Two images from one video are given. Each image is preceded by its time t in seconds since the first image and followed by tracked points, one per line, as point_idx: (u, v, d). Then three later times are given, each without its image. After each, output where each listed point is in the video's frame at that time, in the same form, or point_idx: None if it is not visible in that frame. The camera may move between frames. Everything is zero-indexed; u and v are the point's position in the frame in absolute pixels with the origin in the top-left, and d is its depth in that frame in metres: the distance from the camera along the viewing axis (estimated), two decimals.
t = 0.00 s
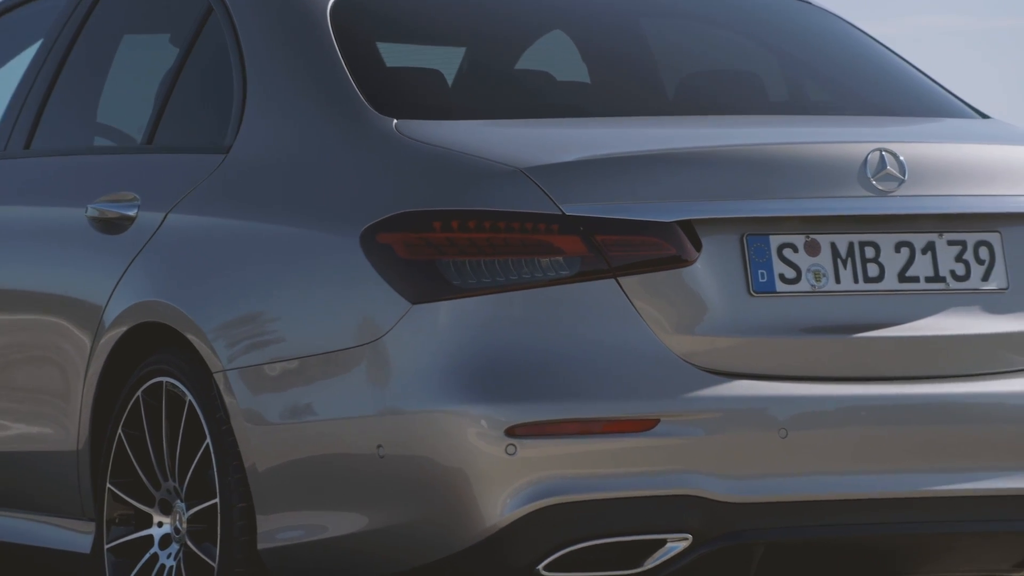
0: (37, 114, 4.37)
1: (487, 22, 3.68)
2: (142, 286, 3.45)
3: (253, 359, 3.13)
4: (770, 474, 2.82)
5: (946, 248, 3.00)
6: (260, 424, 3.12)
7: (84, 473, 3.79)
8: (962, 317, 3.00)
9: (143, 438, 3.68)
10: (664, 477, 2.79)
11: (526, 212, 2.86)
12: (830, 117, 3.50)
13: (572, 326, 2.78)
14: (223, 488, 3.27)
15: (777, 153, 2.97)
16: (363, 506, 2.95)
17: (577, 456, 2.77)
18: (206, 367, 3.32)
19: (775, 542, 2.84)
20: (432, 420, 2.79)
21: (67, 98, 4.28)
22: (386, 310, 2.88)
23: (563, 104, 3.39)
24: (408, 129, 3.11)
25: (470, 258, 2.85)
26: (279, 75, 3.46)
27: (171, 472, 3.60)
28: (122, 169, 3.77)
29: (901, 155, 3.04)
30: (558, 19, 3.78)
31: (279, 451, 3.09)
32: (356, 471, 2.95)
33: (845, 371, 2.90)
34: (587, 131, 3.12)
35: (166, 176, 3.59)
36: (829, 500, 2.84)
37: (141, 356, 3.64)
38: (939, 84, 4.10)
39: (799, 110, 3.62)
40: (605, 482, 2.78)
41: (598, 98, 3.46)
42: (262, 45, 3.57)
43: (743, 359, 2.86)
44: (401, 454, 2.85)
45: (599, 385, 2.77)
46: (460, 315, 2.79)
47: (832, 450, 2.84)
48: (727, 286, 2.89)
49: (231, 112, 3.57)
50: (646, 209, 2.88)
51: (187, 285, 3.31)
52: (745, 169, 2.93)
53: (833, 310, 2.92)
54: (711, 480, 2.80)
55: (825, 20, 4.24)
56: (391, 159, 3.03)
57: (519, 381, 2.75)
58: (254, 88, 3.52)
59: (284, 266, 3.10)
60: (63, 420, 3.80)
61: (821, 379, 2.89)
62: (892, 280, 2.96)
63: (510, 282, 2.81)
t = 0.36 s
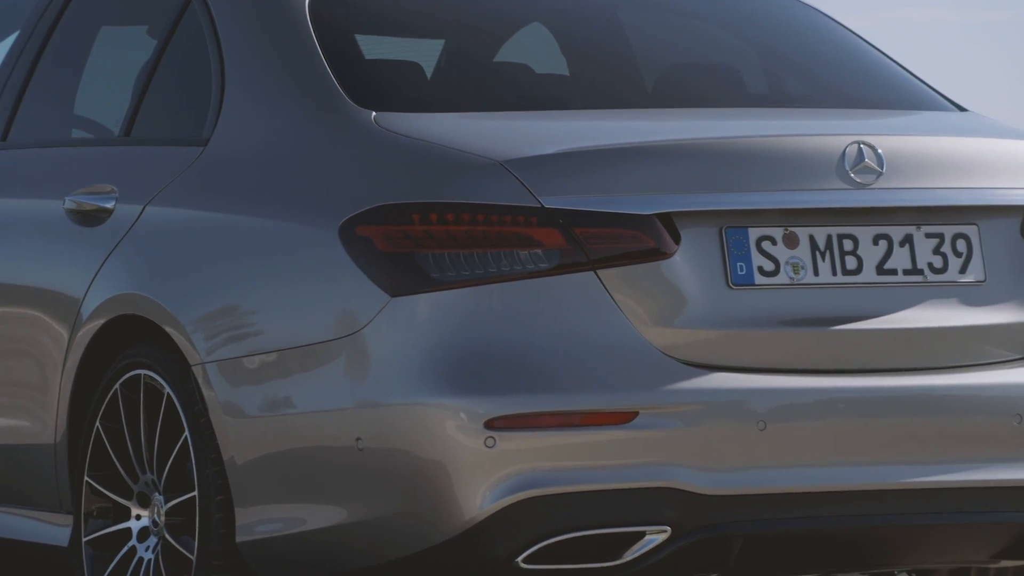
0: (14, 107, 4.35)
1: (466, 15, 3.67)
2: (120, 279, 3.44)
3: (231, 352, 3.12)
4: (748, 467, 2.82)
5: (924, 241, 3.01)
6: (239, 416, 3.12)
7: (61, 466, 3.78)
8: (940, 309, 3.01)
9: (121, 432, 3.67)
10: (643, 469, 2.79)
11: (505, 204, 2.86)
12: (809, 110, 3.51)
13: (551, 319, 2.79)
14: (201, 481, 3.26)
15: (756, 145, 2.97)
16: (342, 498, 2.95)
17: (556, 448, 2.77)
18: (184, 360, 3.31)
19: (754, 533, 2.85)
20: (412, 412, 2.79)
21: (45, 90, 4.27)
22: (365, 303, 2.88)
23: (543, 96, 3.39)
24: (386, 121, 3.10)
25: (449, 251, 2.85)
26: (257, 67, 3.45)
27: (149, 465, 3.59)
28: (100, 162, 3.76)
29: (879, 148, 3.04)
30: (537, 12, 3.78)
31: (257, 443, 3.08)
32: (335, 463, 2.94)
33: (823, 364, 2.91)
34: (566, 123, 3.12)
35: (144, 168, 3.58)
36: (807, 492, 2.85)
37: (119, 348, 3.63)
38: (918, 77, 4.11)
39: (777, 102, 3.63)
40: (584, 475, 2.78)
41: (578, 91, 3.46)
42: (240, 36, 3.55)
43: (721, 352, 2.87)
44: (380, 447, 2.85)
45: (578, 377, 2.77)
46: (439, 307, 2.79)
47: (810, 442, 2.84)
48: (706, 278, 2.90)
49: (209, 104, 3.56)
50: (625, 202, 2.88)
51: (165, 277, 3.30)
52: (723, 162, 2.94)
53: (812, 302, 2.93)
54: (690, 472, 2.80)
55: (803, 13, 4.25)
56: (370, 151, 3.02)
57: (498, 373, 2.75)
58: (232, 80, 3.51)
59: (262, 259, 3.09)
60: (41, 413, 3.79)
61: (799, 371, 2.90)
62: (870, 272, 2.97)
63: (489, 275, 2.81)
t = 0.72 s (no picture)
0: None
1: (447, 8, 3.67)
2: (100, 272, 3.42)
3: (212, 345, 3.11)
4: (729, 460, 2.83)
5: (904, 234, 3.02)
6: (220, 410, 3.11)
7: (42, 460, 3.77)
8: (921, 302, 3.02)
9: (102, 425, 3.66)
10: (624, 462, 2.80)
11: (487, 198, 2.86)
12: (790, 103, 3.51)
13: (533, 312, 2.79)
14: (183, 474, 3.25)
15: (737, 138, 2.98)
16: (323, 492, 2.95)
17: (537, 442, 2.78)
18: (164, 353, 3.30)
19: (735, 526, 2.85)
20: (393, 406, 2.79)
21: (25, 84, 4.26)
22: (346, 296, 2.88)
23: (524, 90, 3.39)
24: (367, 114, 3.10)
25: (430, 244, 2.84)
26: (237, 59, 3.44)
27: (130, 458, 3.58)
28: (80, 155, 3.74)
29: (860, 141, 3.05)
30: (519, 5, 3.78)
31: (238, 437, 3.07)
32: (316, 456, 2.94)
33: (803, 357, 2.92)
34: (548, 116, 3.11)
35: (124, 161, 3.57)
36: (788, 485, 2.85)
37: (99, 341, 3.61)
38: (899, 71, 4.11)
39: (758, 96, 3.63)
40: (565, 468, 2.79)
41: (559, 84, 3.46)
42: (220, 29, 3.54)
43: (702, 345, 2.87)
44: (361, 440, 2.85)
45: (559, 370, 2.77)
46: (420, 301, 2.79)
47: (791, 435, 2.85)
48: (686, 271, 2.90)
49: (190, 97, 3.55)
50: (607, 195, 2.88)
51: (146, 271, 3.29)
52: (705, 155, 2.94)
53: (793, 296, 2.93)
54: (672, 465, 2.81)
55: (784, 7, 4.26)
56: (351, 144, 3.02)
57: (480, 367, 2.75)
58: (212, 73, 3.50)
59: (243, 252, 3.08)
60: (21, 406, 3.77)
61: (779, 364, 2.91)
62: (851, 266, 2.97)
63: (470, 268, 2.81)
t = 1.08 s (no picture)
0: None
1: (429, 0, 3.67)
2: (81, 264, 3.41)
3: (193, 338, 3.11)
4: (711, 452, 2.83)
5: (885, 227, 3.03)
6: (200, 403, 3.10)
7: (23, 452, 3.77)
8: (901, 294, 3.03)
9: (81, 418, 3.65)
10: (606, 454, 2.80)
11: (468, 190, 2.85)
12: (771, 96, 3.52)
13: (515, 305, 2.79)
14: (163, 467, 3.24)
15: (719, 131, 2.98)
16: (304, 485, 2.94)
17: (519, 434, 2.78)
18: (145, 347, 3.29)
19: (716, 519, 2.86)
20: (375, 399, 2.79)
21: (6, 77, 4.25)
22: (327, 288, 2.87)
23: (506, 82, 3.38)
24: (349, 107, 3.09)
25: (412, 237, 2.84)
26: (218, 51, 3.43)
27: (110, 451, 3.57)
28: (60, 147, 3.74)
29: (841, 134, 3.05)
30: None
31: (219, 430, 3.07)
32: (297, 449, 2.93)
33: (784, 350, 2.93)
34: (530, 109, 3.11)
35: (104, 153, 3.56)
36: (769, 477, 2.86)
37: (79, 334, 3.60)
38: (880, 64, 4.12)
39: (740, 89, 3.63)
40: (546, 461, 2.79)
41: (541, 77, 3.46)
42: (201, 21, 3.53)
43: (684, 338, 2.88)
44: (343, 433, 2.85)
45: (541, 363, 2.77)
46: (402, 294, 2.79)
47: (772, 428, 2.86)
48: (668, 264, 2.90)
49: (170, 89, 3.53)
50: (589, 187, 2.88)
51: (126, 264, 3.28)
52: (686, 148, 2.94)
53: (774, 288, 2.94)
54: (653, 458, 2.81)
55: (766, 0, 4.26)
56: (332, 137, 3.01)
57: (461, 360, 2.76)
58: (193, 65, 3.49)
59: (224, 245, 3.08)
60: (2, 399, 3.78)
61: (761, 357, 2.91)
62: (832, 258, 2.98)
63: (452, 261, 2.81)
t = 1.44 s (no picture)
0: None
1: None
2: (62, 258, 3.40)
3: (175, 332, 3.10)
4: (694, 445, 2.84)
5: (867, 220, 3.03)
6: (182, 397, 3.09)
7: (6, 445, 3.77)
8: (883, 288, 3.03)
9: (62, 412, 3.64)
10: (588, 448, 2.80)
11: (450, 184, 2.85)
12: (754, 90, 3.52)
13: (498, 298, 2.79)
14: (145, 461, 3.24)
15: (701, 125, 2.98)
16: (287, 478, 2.94)
17: (502, 428, 2.78)
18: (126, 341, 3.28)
19: (698, 512, 2.86)
20: (358, 393, 2.79)
21: None
22: (310, 282, 2.87)
23: (489, 75, 3.38)
24: (331, 100, 3.09)
25: (394, 230, 2.84)
26: (200, 44, 3.42)
27: (92, 445, 3.56)
28: (42, 141, 3.73)
29: (822, 128, 3.05)
30: None
31: (201, 423, 3.06)
32: (280, 443, 2.93)
33: (766, 343, 2.93)
34: (513, 102, 3.11)
35: (86, 146, 3.56)
36: (751, 470, 2.87)
37: (61, 328, 3.59)
38: (862, 58, 4.13)
39: (722, 82, 3.63)
40: (529, 454, 2.79)
41: (524, 70, 3.46)
42: (182, 14, 3.52)
43: (666, 331, 2.88)
44: (325, 426, 2.84)
45: (524, 357, 2.77)
46: (384, 287, 2.79)
47: (754, 421, 2.86)
48: (650, 258, 2.91)
49: (151, 82, 3.53)
50: (571, 181, 2.88)
51: (108, 257, 3.27)
52: (669, 142, 2.94)
53: (756, 282, 2.95)
54: (636, 451, 2.81)
55: None
56: (314, 130, 3.01)
57: (444, 354, 2.76)
58: (174, 58, 3.48)
59: (206, 239, 3.07)
60: None
61: (744, 350, 2.92)
62: (815, 252, 2.98)
63: (434, 255, 2.81)
